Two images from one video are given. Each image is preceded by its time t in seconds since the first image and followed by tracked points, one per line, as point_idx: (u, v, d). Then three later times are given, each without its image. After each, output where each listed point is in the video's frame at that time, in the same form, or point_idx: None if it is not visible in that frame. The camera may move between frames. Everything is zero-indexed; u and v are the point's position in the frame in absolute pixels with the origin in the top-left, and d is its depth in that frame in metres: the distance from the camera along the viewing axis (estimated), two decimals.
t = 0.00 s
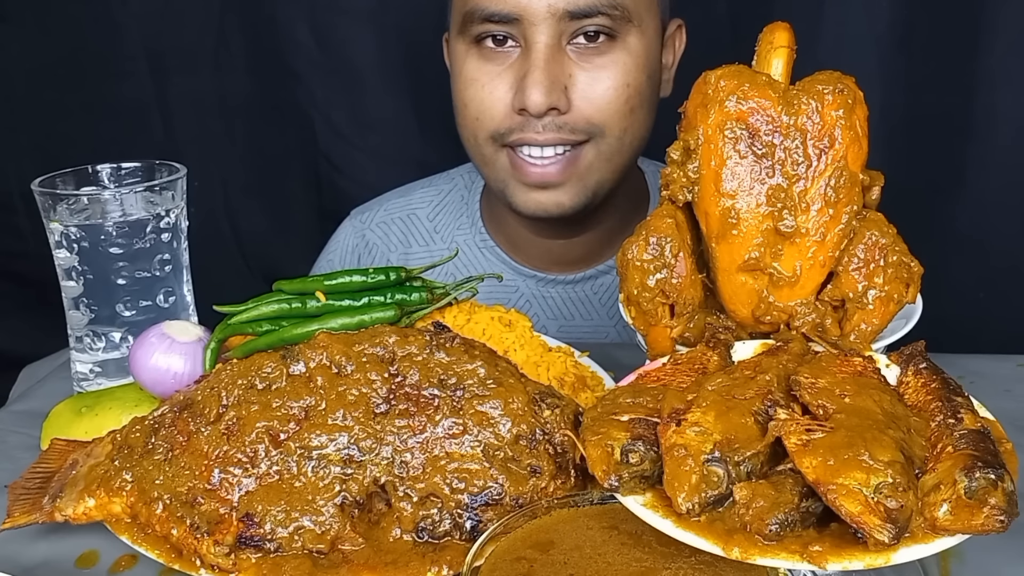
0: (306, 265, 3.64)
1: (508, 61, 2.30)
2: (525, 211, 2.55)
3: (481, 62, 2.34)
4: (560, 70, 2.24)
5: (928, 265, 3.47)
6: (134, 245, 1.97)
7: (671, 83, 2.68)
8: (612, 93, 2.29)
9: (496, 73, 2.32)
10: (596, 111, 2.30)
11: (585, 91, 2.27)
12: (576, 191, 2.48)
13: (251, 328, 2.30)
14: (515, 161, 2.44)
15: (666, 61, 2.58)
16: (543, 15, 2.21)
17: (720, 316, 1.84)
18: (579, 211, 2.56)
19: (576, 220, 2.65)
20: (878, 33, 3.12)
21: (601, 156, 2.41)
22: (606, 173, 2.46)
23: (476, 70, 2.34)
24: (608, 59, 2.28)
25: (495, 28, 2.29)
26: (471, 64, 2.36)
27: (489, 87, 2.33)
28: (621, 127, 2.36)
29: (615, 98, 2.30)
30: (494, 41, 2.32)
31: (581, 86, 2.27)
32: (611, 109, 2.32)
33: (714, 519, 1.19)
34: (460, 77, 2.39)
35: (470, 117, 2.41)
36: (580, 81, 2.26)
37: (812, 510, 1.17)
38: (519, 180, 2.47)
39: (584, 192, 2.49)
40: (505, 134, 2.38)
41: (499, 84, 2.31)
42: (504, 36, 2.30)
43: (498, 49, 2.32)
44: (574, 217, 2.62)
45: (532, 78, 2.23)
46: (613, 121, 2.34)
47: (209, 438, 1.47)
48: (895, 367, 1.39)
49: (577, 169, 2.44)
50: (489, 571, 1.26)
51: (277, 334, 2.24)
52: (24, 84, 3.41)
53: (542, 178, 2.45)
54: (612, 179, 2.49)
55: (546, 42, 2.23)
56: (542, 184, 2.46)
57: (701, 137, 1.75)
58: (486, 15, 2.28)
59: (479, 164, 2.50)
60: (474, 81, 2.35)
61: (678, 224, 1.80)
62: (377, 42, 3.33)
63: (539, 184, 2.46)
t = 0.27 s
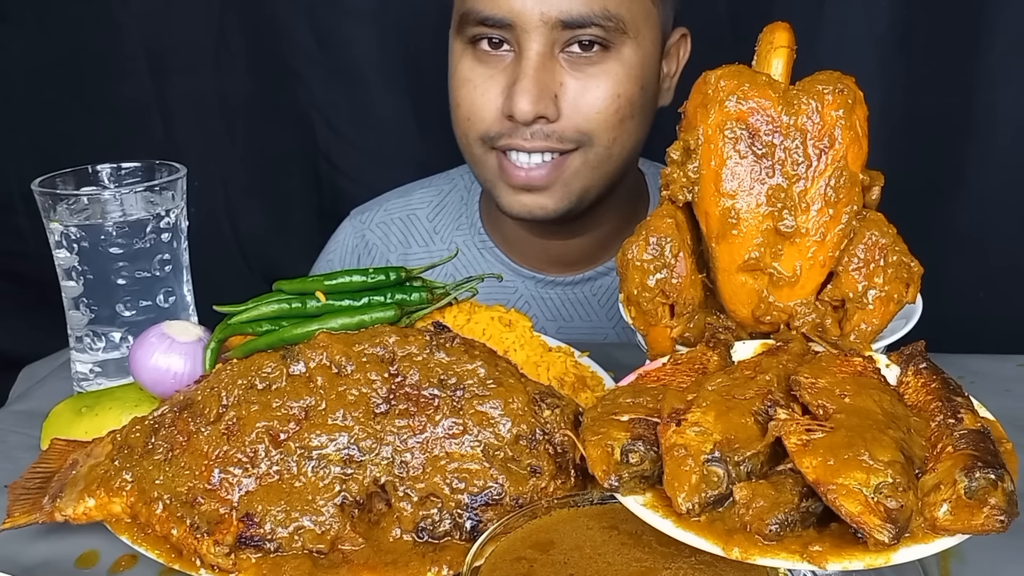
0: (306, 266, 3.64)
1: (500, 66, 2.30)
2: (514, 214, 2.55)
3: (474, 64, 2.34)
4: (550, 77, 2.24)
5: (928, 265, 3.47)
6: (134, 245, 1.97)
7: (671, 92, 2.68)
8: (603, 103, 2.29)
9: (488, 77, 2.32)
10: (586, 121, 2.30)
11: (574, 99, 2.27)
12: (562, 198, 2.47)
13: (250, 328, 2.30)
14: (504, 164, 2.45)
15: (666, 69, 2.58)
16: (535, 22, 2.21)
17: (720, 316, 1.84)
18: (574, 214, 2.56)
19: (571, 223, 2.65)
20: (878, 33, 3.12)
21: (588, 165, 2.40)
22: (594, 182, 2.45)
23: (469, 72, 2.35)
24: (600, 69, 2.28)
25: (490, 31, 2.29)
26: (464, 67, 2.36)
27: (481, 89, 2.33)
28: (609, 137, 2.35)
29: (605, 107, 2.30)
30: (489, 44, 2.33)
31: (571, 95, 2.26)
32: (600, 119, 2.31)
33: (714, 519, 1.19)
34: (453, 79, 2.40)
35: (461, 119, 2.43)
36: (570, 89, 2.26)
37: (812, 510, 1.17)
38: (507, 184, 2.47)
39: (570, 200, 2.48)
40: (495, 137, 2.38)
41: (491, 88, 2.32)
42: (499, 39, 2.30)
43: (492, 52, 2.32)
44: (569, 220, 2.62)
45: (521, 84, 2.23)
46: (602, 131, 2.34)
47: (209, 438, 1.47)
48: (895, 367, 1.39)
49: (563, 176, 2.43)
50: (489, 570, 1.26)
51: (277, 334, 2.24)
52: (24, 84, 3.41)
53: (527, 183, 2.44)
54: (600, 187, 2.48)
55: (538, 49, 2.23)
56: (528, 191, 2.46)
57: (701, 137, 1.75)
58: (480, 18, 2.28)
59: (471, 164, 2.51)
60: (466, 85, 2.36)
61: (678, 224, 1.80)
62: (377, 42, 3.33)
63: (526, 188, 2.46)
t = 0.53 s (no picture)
0: (306, 266, 3.64)
1: (504, 71, 2.30)
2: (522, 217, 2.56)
3: (478, 70, 2.34)
4: (556, 81, 2.24)
5: (928, 265, 3.47)
6: (134, 245, 1.97)
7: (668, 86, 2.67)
8: (607, 105, 2.29)
9: (493, 82, 2.32)
10: (592, 124, 2.31)
11: (579, 102, 2.27)
12: (569, 201, 2.48)
13: (250, 328, 2.30)
14: (512, 172, 2.45)
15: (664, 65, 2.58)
16: (539, 26, 2.20)
17: (720, 316, 1.84)
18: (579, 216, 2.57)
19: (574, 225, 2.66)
20: (877, 33, 3.12)
21: (594, 168, 2.41)
22: (601, 183, 2.46)
23: (473, 78, 2.35)
24: (604, 70, 2.27)
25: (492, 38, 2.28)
26: (469, 72, 2.36)
27: (486, 96, 2.33)
28: (614, 139, 2.36)
29: (609, 109, 2.30)
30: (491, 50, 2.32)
31: (576, 98, 2.26)
32: (604, 122, 2.32)
33: (714, 519, 1.19)
34: (457, 85, 2.40)
35: (468, 124, 2.42)
36: (575, 92, 2.26)
37: (812, 510, 1.17)
38: (516, 189, 2.48)
39: (577, 202, 2.49)
40: (502, 144, 2.38)
41: (496, 94, 2.32)
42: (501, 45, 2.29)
43: (495, 58, 2.31)
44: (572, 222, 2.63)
45: (527, 89, 2.23)
46: (606, 133, 2.34)
47: (209, 438, 1.47)
48: (894, 367, 1.39)
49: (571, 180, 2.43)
50: (489, 571, 1.26)
51: (277, 334, 2.24)
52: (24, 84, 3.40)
53: (537, 188, 2.45)
54: (607, 188, 2.50)
55: (542, 53, 2.22)
56: (539, 196, 2.47)
57: (701, 137, 1.75)
58: (483, 24, 2.27)
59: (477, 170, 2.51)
60: (471, 90, 2.36)
61: (679, 224, 1.80)
62: (377, 42, 3.33)
63: (534, 193, 2.46)
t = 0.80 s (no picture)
0: (306, 266, 3.64)
1: (515, 55, 2.30)
2: (521, 208, 2.52)
3: (489, 53, 2.35)
4: (566, 68, 2.24)
5: (928, 265, 3.47)
6: (134, 245, 1.97)
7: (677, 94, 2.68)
8: (614, 96, 2.30)
9: (504, 66, 2.32)
10: (597, 115, 2.31)
11: (586, 92, 2.28)
12: (570, 193, 2.45)
13: (251, 328, 2.29)
14: (515, 159, 2.42)
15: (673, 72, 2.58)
16: (553, 11, 2.20)
17: (720, 316, 1.84)
18: (580, 211, 2.55)
19: (577, 223, 2.65)
20: (877, 32, 3.11)
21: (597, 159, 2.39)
22: (602, 177, 2.44)
23: (483, 61, 2.35)
24: (614, 62, 2.29)
25: (505, 20, 2.29)
26: (481, 55, 2.36)
27: (495, 78, 2.33)
28: (619, 132, 2.36)
29: (615, 102, 2.30)
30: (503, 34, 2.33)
31: (584, 87, 2.27)
32: (610, 114, 2.32)
33: (714, 519, 1.19)
34: (468, 68, 2.40)
35: (475, 109, 2.42)
36: (584, 81, 2.27)
37: (812, 510, 1.17)
38: (517, 177, 2.45)
39: (578, 195, 2.46)
40: (507, 129, 2.37)
41: (505, 78, 2.32)
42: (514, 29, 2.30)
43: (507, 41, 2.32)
44: (575, 219, 2.62)
45: (537, 72, 2.23)
46: (611, 125, 2.34)
47: (209, 438, 1.47)
48: (894, 367, 1.39)
49: (574, 171, 2.41)
50: (488, 570, 1.26)
51: (277, 334, 2.24)
52: (25, 83, 3.39)
53: (538, 176, 2.42)
54: (607, 182, 2.47)
55: (555, 37, 2.23)
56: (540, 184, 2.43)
57: (701, 137, 1.75)
58: (497, 6, 2.28)
59: (482, 157, 2.50)
60: (481, 73, 2.36)
61: (679, 224, 1.80)
62: (377, 42, 3.33)
63: (535, 181, 2.43)
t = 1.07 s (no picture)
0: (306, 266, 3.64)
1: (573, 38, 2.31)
2: (536, 196, 2.51)
3: (545, 32, 2.36)
4: (622, 63, 2.24)
5: (928, 264, 3.48)
6: (134, 245, 1.97)
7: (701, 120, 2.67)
8: (659, 104, 2.30)
9: (561, 49, 2.32)
10: (639, 117, 2.30)
11: (634, 92, 2.27)
12: (592, 190, 2.45)
13: (251, 327, 2.29)
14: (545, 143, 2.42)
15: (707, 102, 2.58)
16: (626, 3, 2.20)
17: (721, 316, 1.84)
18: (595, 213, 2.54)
19: (589, 225, 2.65)
20: (877, 32, 3.12)
21: (627, 163, 2.40)
22: (626, 182, 2.45)
23: (537, 38, 2.37)
24: (667, 71, 2.29)
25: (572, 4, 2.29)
26: (539, 31, 2.37)
27: (548, 60, 2.33)
28: (654, 142, 2.37)
29: (659, 110, 2.31)
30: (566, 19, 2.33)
31: (634, 87, 2.27)
32: (651, 120, 2.32)
33: (714, 519, 1.19)
34: (521, 44, 2.40)
35: (518, 82, 2.41)
36: (635, 81, 2.26)
37: (812, 510, 1.17)
38: (541, 163, 2.45)
39: (598, 194, 2.46)
40: (545, 110, 2.38)
41: (557, 61, 2.32)
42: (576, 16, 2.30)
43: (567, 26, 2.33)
44: (589, 220, 2.62)
45: (595, 58, 2.23)
46: (651, 132, 2.34)
47: (209, 438, 1.47)
48: (894, 367, 1.39)
49: (601, 170, 2.40)
50: (489, 570, 1.26)
51: (277, 334, 2.24)
52: (25, 83, 3.39)
53: (564, 166, 2.41)
54: (626, 190, 2.48)
55: (618, 29, 2.23)
56: (562, 174, 2.43)
57: (701, 137, 1.75)
58: None
59: (508, 136, 2.49)
60: (533, 47, 2.37)
61: (679, 224, 1.80)
62: (377, 42, 3.33)
63: (558, 170, 2.42)
